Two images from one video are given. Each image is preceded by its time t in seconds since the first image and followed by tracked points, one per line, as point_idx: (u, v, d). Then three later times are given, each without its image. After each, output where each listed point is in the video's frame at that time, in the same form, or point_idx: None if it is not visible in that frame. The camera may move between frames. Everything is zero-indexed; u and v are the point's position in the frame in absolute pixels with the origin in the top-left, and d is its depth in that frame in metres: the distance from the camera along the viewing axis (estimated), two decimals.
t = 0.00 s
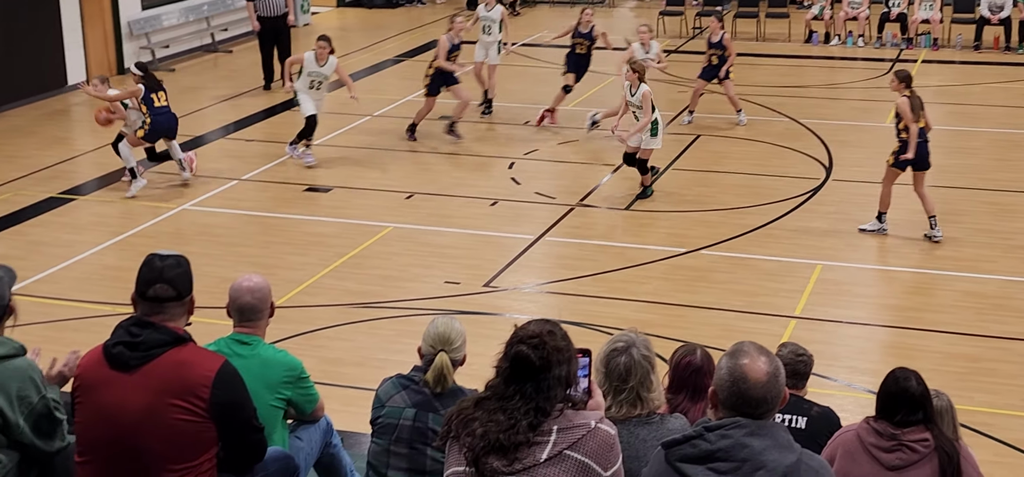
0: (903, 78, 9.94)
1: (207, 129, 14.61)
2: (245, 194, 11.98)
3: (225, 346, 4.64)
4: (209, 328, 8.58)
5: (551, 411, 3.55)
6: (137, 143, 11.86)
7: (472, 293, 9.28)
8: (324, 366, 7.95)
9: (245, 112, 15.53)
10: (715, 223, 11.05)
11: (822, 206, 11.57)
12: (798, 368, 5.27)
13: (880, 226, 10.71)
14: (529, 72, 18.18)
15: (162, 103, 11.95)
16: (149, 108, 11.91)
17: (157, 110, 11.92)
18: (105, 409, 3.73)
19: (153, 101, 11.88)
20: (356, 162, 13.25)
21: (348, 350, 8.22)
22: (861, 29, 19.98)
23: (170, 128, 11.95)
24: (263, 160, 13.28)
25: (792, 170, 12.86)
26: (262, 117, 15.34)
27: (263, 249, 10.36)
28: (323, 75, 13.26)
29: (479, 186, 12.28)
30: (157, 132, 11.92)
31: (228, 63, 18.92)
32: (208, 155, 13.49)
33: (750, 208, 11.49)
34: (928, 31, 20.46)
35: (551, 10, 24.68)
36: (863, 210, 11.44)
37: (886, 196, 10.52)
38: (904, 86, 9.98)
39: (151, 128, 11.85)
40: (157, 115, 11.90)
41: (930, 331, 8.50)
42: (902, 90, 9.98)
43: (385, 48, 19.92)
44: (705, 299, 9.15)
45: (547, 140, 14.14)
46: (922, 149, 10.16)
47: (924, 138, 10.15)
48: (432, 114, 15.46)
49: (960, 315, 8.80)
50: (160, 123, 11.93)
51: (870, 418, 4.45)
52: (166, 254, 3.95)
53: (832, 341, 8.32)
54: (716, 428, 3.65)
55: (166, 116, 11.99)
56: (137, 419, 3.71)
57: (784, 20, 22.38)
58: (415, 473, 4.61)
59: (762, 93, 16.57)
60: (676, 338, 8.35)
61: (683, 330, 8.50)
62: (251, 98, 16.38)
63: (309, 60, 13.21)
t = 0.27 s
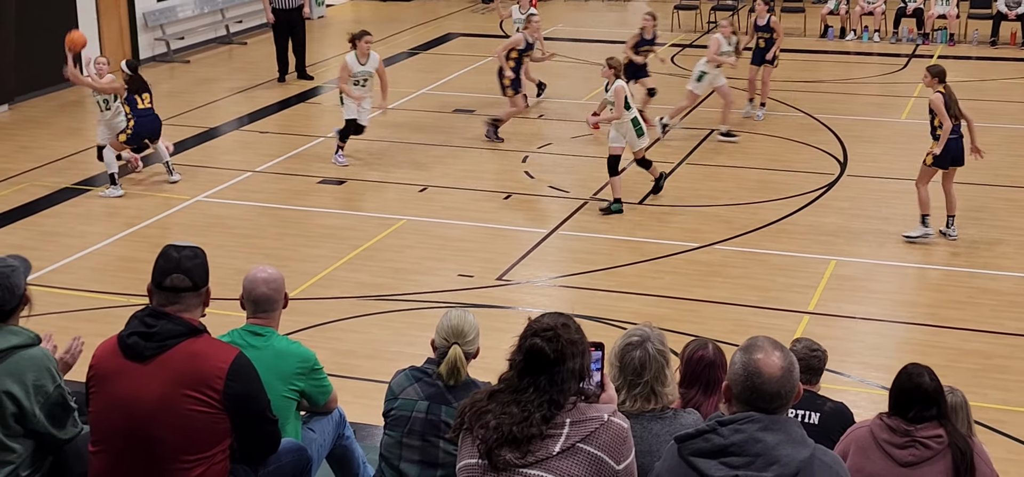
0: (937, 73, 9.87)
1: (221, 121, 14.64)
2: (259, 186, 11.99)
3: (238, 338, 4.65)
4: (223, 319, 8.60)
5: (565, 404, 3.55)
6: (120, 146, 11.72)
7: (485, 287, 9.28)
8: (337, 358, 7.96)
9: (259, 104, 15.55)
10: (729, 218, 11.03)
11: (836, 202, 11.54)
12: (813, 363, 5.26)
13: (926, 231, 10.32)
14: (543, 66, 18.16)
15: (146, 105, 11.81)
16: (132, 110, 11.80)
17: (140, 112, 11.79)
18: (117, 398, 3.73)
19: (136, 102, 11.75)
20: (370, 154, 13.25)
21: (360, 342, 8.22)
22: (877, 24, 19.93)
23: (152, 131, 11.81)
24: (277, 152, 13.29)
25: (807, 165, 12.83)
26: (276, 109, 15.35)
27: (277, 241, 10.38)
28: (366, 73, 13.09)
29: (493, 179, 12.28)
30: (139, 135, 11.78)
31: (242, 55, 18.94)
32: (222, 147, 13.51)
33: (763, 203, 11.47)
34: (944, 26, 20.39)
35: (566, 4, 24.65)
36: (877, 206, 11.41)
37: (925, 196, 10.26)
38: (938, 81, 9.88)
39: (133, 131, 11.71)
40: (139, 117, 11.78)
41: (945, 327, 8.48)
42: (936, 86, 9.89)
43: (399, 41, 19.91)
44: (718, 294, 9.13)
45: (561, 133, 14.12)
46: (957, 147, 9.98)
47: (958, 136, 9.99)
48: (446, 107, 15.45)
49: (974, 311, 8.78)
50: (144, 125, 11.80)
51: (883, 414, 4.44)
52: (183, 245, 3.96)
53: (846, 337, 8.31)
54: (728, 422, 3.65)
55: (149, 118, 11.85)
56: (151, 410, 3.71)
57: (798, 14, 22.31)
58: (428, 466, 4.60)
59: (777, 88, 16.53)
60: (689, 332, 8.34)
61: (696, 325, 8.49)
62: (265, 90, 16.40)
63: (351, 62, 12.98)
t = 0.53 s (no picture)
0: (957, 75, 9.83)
1: (229, 115, 14.65)
2: (266, 181, 12.00)
3: (244, 332, 4.66)
4: (230, 313, 8.61)
5: (570, 399, 3.56)
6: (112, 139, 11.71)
7: (491, 282, 9.29)
8: (343, 353, 7.97)
9: (267, 99, 15.56)
10: (736, 215, 11.03)
11: (844, 199, 11.52)
12: (818, 360, 5.26)
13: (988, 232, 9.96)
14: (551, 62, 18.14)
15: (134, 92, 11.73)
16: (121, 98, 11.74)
17: (129, 100, 11.74)
18: (124, 391, 3.74)
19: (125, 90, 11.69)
20: (378, 149, 13.26)
21: (367, 337, 8.23)
22: (885, 21, 19.89)
23: (141, 119, 11.75)
24: (284, 146, 13.30)
25: (813, 162, 12.81)
26: (284, 103, 15.36)
27: (284, 235, 10.39)
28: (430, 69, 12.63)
29: (499, 174, 12.28)
30: (128, 123, 11.75)
31: (250, 50, 18.95)
32: (229, 141, 13.53)
33: (770, 200, 11.46)
34: (953, 24, 20.35)
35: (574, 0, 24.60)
36: (884, 203, 11.39)
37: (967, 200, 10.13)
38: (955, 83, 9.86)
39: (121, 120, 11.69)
40: (127, 105, 11.73)
41: (951, 325, 8.47)
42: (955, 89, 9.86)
43: (407, 36, 19.90)
44: (725, 290, 9.13)
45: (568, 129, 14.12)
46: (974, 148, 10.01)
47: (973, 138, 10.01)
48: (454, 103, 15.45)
49: (981, 309, 8.77)
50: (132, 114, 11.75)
51: (888, 413, 4.44)
52: (189, 238, 3.96)
53: (852, 334, 8.30)
54: (733, 419, 3.65)
55: (139, 105, 11.78)
56: (157, 403, 3.72)
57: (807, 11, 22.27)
58: (433, 460, 4.60)
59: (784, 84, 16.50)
60: (695, 328, 8.34)
61: (702, 322, 8.49)
62: (273, 84, 16.40)
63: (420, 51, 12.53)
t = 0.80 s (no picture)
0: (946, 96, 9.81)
1: (231, 112, 14.65)
2: (268, 177, 12.00)
3: (245, 328, 4.67)
4: (231, 309, 8.62)
5: (570, 396, 3.56)
6: (110, 132, 11.74)
7: (493, 279, 9.29)
8: (344, 349, 7.98)
9: (269, 95, 15.56)
10: (737, 213, 11.02)
11: (845, 197, 11.52)
12: (818, 358, 5.26)
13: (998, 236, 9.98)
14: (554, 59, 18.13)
15: (131, 84, 11.77)
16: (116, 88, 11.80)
17: (123, 90, 11.79)
18: (125, 387, 3.75)
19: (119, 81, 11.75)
20: (380, 146, 13.26)
21: (368, 334, 8.24)
22: (888, 19, 19.86)
23: (136, 109, 11.79)
24: (286, 143, 13.30)
25: (815, 160, 12.81)
26: (286, 100, 15.36)
27: (285, 232, 10.39)
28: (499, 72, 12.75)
29: (501, 171, 12.28)
30: (121, 114, 11.81)
31: (252, 46, 18.95)
32: (231, 137, 13.53)
33: (772, 198, 11.46)
34: (955, 23, 20.33)
35: None
36: (886, 202, 11.39)
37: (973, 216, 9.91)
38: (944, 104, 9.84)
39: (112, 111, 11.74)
40: (120, 96, 11.79)
41: (952, 324, 8.47)
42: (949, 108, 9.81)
43: (410, 33, 19.89)
44: (726, 288, 9.13)
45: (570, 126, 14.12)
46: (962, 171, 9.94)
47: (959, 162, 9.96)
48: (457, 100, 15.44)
49: (982, 308, 8.77)
50: (125, 104, 11.82)
51: (888, 411, 4.45)
52: (188, 234, 3.97)
53: (853, 333, 8.30)
54: (733, 416, 3.65)
55: (134, 96, 11.84)
56: (158, 399, 3.72)
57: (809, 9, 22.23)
58: (433, 457, 4.61)
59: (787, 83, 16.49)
60: (696, 326, 8.35)
61: (703, 319, 8.49)
62: (276, 81, 16.41)
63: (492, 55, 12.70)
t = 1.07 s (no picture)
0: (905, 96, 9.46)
1: (229, 110, 14.65)
2: (266, 176, 11.99)
3: (243, 326, 4.67)
4: (229, 308, 8.61)
5: (567, 396, 3.56)
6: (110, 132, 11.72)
7: (491, 278, 9.29)
8: (342, 348, 7.97)
9: (267, 93, 15.55)
10: (735, 212, 11.02)
11: (843, 197, 11.52)
12: (815, 358, 5.26)
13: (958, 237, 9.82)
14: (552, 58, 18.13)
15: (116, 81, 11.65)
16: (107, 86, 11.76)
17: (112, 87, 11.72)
18: (121, 386, 3.74)
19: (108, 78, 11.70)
20: (378, 145, 13.25)
21: (366, 332, 8.24)
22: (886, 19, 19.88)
23: (116, 107, 11.63)
24: (284, 141, 13.29)
25: (813, 159, 12.81)
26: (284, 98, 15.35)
27: (283, 230, 10.39)
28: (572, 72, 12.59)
29: (499, 170, 12.29)
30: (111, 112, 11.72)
31: (250, 44, 18.93)
32: (229, 136, 13.52)
33: (769, 198, 11.46)
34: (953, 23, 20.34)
35: None
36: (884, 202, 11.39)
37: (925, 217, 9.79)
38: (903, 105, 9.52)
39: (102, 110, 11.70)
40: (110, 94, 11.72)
41: (949, 324, 8.47)
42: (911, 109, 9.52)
43: (408, 32, 19.88)
44: (724, 288, 9.13)
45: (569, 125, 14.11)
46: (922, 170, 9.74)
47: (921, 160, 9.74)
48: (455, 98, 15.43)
49: (978, 308, 8.78)
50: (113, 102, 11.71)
51: (885, 411, 4.45)
52: (183, 232, 3.96)
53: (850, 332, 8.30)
54: (730, 415, 3.65)
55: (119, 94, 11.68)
56: (154, 397, 3.72)
57: (807, 9, 22.25)
58: (430, 456, 4.60)
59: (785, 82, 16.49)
60: (693, 326, 8.35)
61: (700, 319, 8.49)
62: (274, 79, 16.40)
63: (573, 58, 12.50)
